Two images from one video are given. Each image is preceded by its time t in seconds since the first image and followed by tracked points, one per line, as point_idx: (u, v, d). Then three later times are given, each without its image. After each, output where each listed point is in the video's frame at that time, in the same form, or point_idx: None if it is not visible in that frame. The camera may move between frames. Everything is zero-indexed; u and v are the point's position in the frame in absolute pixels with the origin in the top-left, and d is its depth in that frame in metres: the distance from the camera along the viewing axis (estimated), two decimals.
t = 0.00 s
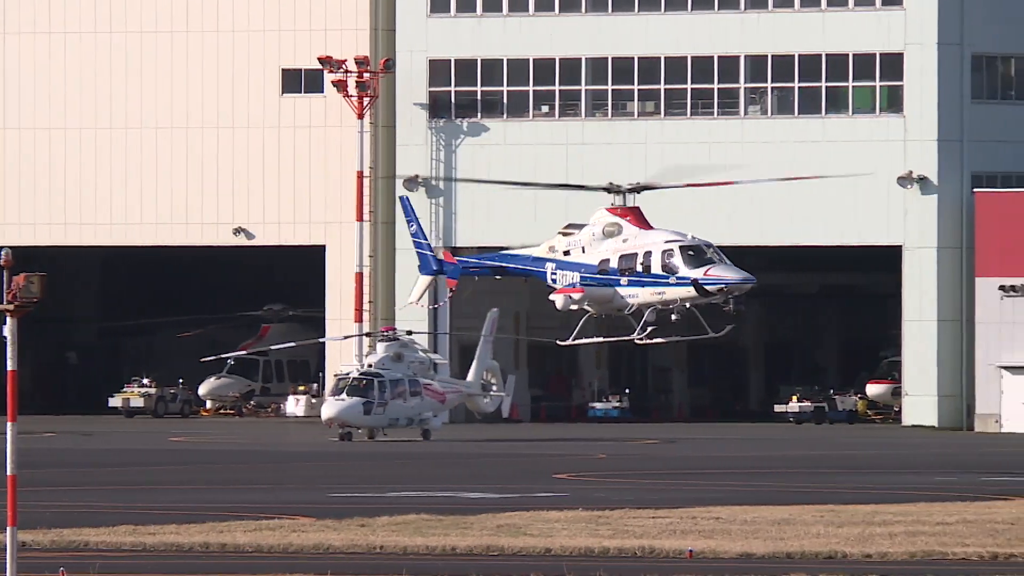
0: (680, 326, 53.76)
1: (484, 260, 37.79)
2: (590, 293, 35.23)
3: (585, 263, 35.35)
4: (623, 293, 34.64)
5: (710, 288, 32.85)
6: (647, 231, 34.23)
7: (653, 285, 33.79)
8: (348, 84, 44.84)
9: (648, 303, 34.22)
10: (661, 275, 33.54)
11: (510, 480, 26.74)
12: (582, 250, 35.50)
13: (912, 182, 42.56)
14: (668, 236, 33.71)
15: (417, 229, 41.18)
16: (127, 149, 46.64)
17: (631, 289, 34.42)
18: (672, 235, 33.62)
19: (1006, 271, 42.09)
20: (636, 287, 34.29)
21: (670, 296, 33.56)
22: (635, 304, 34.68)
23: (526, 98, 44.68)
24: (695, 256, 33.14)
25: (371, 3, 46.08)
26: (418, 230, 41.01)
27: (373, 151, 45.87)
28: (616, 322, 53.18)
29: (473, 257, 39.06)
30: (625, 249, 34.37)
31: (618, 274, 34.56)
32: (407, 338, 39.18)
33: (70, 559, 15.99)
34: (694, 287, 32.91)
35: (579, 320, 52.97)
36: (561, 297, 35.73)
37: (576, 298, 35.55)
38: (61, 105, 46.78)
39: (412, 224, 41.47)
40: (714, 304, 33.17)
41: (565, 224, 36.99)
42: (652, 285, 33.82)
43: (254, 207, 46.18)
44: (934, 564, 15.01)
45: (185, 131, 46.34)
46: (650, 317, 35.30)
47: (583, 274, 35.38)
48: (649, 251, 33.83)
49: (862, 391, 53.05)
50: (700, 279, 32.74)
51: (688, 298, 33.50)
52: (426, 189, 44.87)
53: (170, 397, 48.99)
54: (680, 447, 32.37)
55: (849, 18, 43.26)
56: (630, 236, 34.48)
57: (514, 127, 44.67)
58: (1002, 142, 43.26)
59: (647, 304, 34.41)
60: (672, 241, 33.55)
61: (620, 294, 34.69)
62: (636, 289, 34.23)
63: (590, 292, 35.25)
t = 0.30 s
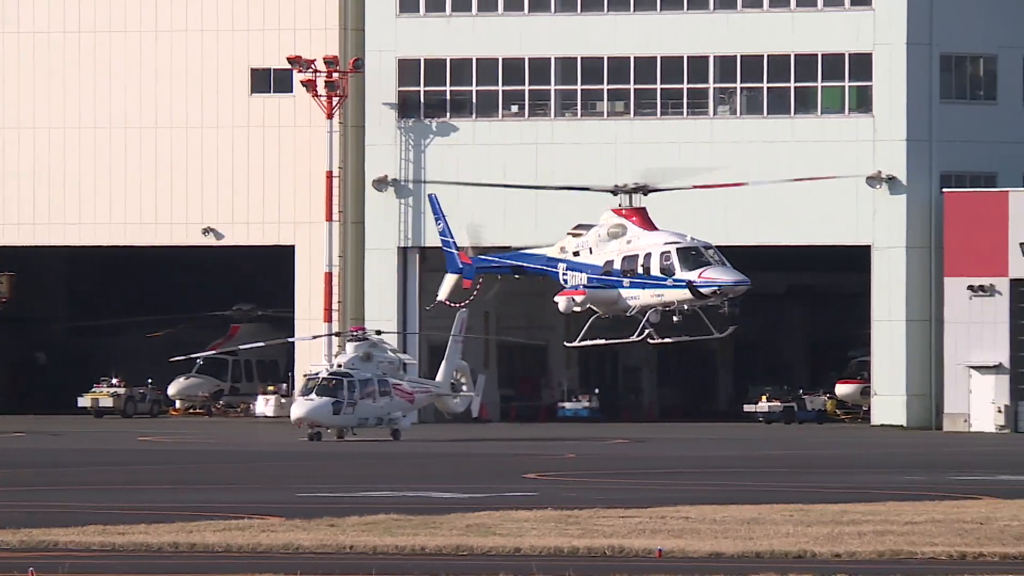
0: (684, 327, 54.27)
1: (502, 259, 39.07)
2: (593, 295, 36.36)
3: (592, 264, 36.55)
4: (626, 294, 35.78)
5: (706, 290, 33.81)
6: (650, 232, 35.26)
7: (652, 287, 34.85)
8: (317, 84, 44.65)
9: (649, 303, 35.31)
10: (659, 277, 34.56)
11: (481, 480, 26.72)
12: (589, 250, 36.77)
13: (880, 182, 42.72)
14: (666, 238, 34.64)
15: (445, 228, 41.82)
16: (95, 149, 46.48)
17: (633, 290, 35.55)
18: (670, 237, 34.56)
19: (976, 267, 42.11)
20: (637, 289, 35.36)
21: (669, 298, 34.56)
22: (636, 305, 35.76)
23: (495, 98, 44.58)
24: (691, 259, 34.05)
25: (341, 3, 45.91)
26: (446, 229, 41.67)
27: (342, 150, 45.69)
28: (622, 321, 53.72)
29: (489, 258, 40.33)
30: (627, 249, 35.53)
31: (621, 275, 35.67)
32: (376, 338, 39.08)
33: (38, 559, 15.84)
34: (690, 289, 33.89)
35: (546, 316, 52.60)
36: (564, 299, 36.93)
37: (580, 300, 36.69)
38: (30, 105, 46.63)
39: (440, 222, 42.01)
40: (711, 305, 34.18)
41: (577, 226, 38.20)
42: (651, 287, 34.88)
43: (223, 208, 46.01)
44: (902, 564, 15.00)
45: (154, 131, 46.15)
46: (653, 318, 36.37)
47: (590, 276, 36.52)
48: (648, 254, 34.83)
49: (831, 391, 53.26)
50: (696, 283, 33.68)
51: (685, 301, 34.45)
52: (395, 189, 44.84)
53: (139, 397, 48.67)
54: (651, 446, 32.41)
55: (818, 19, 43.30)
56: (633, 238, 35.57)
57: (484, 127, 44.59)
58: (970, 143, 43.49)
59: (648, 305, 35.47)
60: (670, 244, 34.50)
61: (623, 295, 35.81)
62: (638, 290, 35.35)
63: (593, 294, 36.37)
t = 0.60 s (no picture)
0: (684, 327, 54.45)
1: (523, 257, 38.65)
2: (596, 295, 36.48)
3: (599, 264, 36.60)
4: (629, 295, 35.92)
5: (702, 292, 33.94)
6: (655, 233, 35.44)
7: (654, 288, 35.06)
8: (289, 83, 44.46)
9: (651, 304, 35.46)
10: (657, 278, 34.78)
11: (455, 480, 26.65)
12: (597, 250, 36.81)
13: (853, 182, 42.74)
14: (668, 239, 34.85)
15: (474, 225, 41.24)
16: (67, 149, 46.25)
17: (635, 291, 35.69)
18: (672, 238, 34.75)
19: (946, 268, 42.27)
20: (639, 289, 35.53)
21: (668, 298, 34.74)
22: (639, 306, 35.91)
23: (467, 97, 44.49)
24: (689, 260, 34.23)
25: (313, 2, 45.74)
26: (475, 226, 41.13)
27: (313, 150, 45.52)
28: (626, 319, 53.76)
29: (508, 255, 39.87)
30: (631, 249, 35.69)
31: (624, 276, 35.81)
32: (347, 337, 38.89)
33: (8, 559, 15.68)
34: (686, 291, 34.06)
35: (517, 316, 52.80)
36: (568, 299, 37.03)
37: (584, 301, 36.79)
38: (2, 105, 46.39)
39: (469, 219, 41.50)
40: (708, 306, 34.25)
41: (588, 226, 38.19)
42: (652, 288, 35.09)
43: (195, 208, 45.81)
44: (874, 563, 14.99)
45: (126, 131, 45.94)
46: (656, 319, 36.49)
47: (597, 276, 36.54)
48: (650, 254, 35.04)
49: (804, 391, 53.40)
50: (691, 284, 33.85)
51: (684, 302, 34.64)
52: (367, 189, 44.68)
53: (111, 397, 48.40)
54: (625, 446, 32.38)
55: (790, 19, 43.35)
56: (638, 238, 35.71)
57: (456, 126, 44.51)
58: (941, 143, 43.65)
59: (650, 306, 35.63)
60: (670, 244, 34.69)
61: (626, 296, 35.95)
62: (640, 291, 35.51)
63: (596, 294, 36.51)
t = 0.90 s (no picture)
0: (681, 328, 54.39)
1: (542, 256, 38.61)
2: (597, 295, 36.68)
3: (605, 264, 36.61)
4: (631, 295, 35.91)
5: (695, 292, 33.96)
6: (658, 234, 35.44)
7: (652, 289, 35.07)
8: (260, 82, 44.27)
9: (650, 305, 35.45)
10: (655, 279, 34.80)
11: (429, 479, 26.58)
12: (603, 250, 36.84)
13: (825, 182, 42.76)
14: (668, 239, 34.84)
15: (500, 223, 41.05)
16: (38, 148, 45.97)
17: (636, 291, 35.69)
18: (671, 238, 34.75)
19: (917, 267, 42.40)
20: (640, 290, 35.47)
21: (665, 299, 34.76)
22: (640, 306, 35.88)
23: (439, 97, 44.38)
24: (684, 261, 34.22)
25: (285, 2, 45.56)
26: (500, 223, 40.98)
27: (285, 150, 45.32)
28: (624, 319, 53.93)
29: (529, 253, 39.65)
30: (634, 249, 35.69)
31: (626, 276, 35.81)
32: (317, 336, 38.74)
33: None
34: (681, 291, 34.08)
35: (489, 315, 52.62)
36: (571, 300, 37.38)
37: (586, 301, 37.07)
38: None
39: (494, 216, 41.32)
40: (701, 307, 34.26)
41: (596, 226, 38.24)
42: (650, 288, 35.11)
43: (167, 207, 45.57)
44: (845, 563, 15.00)
45: (98, 130, 45.70)
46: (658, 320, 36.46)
47: (604, 276, 36.55)
48: (649, 255, 35.04)
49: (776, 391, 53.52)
50: (684, 284, 33.87)
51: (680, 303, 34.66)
52: (339, 189, 44.53)
53: (83, 397, 48.12)
54: (598, 446, 32.37)
55: (762, 18, 43.37)
56: (640, 238, 35.72)
57: (428, 126, 44.39)
58: (912, 143, 43.80)
59: (650, 307, 35.61)
60: (669, 245, 34.68)
61: (628, 296, 35.95)
62: (641, 291, 35.50)
63: (598, 295, 36.68)
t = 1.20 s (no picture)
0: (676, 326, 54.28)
1: (555, 257, 38.63)
2: (600, 295, 36.71)
3: (610, 264, 36.61)
4: (633, 295, 35.85)
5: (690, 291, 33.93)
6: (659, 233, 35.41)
7: (651, 288, 35.04)
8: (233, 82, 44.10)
9: (650, 305, 35.40)
10: (653, 279, 34.80)
11: (404, 478, 26.51)
12: (608, 251, 36.86)
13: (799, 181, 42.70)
14: (667, 238, 34.83)
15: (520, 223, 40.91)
16: (10, 148, 45.76)
17: (638, 291, 35.66)
18: (670, 238, 34.75)
19: (890, 267, 42.44)
20: (642, 289, 35.41)
21: (663, 298, 34.73)
22: (640, 307, 35.87)
23: (413, 97, 44.28)
24: (680, 260, 34.21)
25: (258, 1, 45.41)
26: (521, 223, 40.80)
27: (258, 150, 45.12)
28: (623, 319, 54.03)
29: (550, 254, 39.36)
30: (637, 249, 35.69)
31: (628, 276, 35.82)
32: (290, 335, 38.61)
33: None
34: (676, 291, 34.07)
35: (464, 316, 52.91)
36: (573, 300, 37.50)
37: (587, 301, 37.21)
38: None
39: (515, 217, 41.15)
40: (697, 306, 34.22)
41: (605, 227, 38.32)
42: (649, 288, 35.08)
43: (140, 207, 45.34)
44: (818, 563, 14.99)
45: (71, 130, 45.50)
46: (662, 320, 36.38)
47: (609, 276, 36.54)
48: (649, 254, 35.05)
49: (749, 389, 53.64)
50: (679, 284, 33.87)
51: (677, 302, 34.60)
52: (312, 188, 44.38)
53: (55, 396, 47.84)
54: (571, 445, 32.35)
55: (735, 18, 43.42)
56: (642, 238, 35.73)
57: (402, 126, 44.27)
58: (885, 144, 43.94)
59: (650, 307, 35.55)
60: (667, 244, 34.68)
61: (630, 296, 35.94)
62: (641, 291, 35.47)
63: (599, 295, 36.78)
